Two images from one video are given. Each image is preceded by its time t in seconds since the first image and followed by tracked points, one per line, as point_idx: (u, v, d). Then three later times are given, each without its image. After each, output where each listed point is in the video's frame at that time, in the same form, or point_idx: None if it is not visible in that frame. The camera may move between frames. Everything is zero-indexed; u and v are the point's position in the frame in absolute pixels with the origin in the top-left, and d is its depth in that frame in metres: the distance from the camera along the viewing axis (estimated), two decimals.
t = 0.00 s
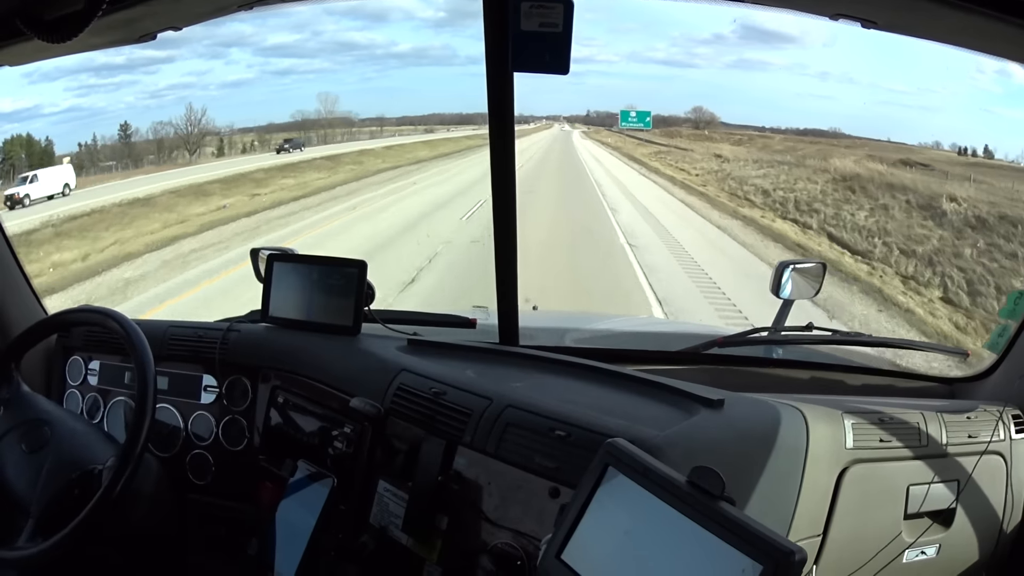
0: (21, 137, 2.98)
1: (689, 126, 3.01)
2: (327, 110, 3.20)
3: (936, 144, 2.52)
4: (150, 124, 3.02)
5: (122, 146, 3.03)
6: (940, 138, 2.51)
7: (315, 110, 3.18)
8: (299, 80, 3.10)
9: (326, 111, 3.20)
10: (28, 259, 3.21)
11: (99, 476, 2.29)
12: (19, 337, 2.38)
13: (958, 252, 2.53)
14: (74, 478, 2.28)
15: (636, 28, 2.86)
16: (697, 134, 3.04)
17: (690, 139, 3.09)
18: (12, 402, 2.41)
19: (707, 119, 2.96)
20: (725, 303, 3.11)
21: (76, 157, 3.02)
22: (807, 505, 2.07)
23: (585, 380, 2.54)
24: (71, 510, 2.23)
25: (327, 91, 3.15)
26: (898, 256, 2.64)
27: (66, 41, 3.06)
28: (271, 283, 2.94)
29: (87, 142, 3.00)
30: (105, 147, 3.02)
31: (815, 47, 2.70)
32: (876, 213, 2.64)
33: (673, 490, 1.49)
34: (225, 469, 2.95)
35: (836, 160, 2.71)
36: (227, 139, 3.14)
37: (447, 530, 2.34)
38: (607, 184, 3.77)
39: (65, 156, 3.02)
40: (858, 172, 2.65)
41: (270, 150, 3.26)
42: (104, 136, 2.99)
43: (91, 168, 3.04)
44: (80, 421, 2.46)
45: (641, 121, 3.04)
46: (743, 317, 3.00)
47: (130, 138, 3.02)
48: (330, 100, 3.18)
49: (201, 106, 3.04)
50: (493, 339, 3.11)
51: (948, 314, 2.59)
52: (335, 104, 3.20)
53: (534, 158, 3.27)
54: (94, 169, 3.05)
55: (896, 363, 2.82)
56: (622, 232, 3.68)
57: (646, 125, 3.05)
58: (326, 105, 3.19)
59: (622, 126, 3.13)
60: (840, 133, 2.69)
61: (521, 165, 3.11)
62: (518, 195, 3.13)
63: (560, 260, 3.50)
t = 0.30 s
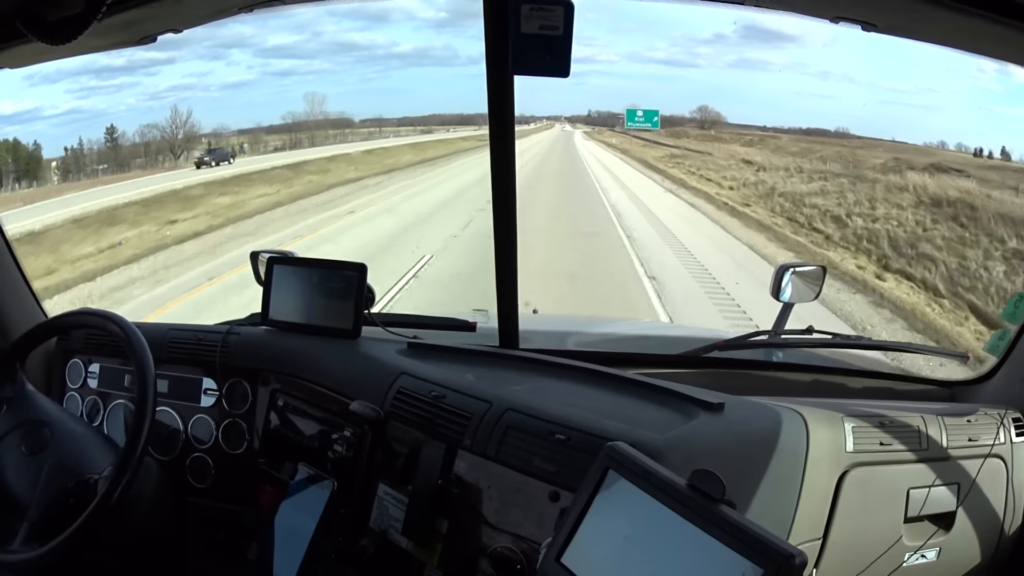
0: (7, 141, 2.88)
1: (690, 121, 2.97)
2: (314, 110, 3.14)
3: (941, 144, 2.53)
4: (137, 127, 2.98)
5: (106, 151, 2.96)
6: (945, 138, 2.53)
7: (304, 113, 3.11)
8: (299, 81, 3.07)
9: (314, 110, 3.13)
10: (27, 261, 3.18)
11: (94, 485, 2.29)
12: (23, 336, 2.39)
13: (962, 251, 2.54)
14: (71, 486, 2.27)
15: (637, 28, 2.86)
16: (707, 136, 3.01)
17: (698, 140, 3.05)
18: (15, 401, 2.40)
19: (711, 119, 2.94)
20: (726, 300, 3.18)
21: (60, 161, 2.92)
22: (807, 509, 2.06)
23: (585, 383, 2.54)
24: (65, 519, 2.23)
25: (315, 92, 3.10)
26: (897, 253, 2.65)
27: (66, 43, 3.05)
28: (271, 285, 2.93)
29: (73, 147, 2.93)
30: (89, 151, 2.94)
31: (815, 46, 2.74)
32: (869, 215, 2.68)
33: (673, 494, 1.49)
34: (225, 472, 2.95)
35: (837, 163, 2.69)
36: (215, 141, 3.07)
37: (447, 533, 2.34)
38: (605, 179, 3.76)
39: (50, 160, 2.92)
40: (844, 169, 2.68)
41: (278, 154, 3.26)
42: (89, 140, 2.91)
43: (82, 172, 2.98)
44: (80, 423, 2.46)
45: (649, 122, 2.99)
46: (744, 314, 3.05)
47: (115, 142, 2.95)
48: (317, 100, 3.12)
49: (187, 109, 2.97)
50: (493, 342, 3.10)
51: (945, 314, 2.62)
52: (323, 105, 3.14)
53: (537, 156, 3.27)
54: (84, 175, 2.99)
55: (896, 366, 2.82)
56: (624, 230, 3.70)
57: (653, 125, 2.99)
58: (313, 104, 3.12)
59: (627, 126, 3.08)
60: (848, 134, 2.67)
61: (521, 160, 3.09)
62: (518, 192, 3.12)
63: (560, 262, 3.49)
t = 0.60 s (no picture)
0: None
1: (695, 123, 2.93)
2: (298, 109, 3.12)
3: (944, 146, 2.54)
4: (121, 126, 2.99)
5: (91, 152, 2.99)
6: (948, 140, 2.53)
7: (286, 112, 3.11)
8: (300, 80, 3.07)
9: (297, 112, 3.12)
10: (28, 260, 3.24)
11: (89, 491, 2.26)
12: (23, 335, 2.39)
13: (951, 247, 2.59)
14: (65, 489, 2.26)
15: (637, 28, 2.85)
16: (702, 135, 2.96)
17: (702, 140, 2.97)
18: (19, 395, 2.41)
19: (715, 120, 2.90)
20: (726, 298, 3.13)
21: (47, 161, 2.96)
22: (807, 507, 2.06)
23: (585, 381, 2.54)
24: (60, 520, 2.23)
25: (299, 91, 3.08)
26: (898, 254, 2.65)
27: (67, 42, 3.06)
28: (271, 284, 2.93)
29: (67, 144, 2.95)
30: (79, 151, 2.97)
31: (816, 48, 2.71)
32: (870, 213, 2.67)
33: (672, 492, 1.48)
34: (225, 471, 2.95)
35: (839, 161, 2.70)
36: (200, 141, 3.09)
37: (446, 532, 2.34)
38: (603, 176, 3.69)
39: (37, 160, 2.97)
40: (864, 175, 2.66)
41: (274, 153, 3.24)
42: (74, 139, 2.94)
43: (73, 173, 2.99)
44: (79, 421, 2.45)
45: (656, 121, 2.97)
46: (744, 313, 3.03)
47: (99, 142, 2.98)
48: (302, 98, 3.10)
49: (170, 107, 3.00)
50: (494, 341, 3.12)
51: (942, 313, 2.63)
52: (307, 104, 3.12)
53: (538, 157, 3.29)
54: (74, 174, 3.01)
55: (896, 365, 2.82)
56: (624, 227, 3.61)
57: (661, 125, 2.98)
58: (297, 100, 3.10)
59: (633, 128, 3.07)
60: (855, 135, 2.67)
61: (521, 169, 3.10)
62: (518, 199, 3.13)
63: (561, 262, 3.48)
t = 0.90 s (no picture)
0: None
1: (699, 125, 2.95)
2: (280, 109, 3.08)
3: (948, 147, 2.54)
4: (106, 129, 2.94)
5: (76, 155, 2.93)
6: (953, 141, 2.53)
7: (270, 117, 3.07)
8: (299, 80, 3.05)
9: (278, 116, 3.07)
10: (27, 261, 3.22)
11: (95, 484, 2.29)
12: (22, 336, 2.38)
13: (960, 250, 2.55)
14: (70, 484, 2.28)
15: (638, 28, 2.85)
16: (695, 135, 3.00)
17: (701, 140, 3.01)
18: (15, 400, 2.40)
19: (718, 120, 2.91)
20: (727, 296, 3.16)
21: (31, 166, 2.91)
22: (807, 507, 2.06)
23: (585, 381, 2.54)
24: (65, 517, 2.24)
25: (281, 90, 3.04)
26: (903, 253, 2.65)
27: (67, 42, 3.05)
28: (271, 284, 2.93)
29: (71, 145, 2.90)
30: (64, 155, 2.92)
31: (815, 47, 2.72)
32: (869, 211, 2.68)
33: (672, 492, 1.48)
34: (225, 471, 2.95)
35: (843, 161, 2.71)
36: (185, 144, 3.06)
37: (446, 532, 2.34)
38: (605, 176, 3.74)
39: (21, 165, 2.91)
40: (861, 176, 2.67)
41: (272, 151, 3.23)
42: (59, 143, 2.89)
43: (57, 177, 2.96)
44: (80, 424, 2.46)
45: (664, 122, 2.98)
46: (744, 309, 3.07)
47: (83, 145, 2.92)
48: (285, 96, 3.06)
49: (153, 109, 2.96)
50: (493, 341, 3.12)
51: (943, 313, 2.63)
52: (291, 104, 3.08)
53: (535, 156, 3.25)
54: (61, 178, 2.98)
55: (897, 365, 2.82)
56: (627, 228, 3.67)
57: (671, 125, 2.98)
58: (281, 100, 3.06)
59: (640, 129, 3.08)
60: (863, 136, 2.67)
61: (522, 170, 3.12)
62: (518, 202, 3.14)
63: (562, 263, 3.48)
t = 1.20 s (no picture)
0: None
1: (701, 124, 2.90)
2: (262, 109, 3.04)
3: (954, 147, 2.52)
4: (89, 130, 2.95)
5: (59, 157, 2.95)
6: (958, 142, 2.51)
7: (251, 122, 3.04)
8: (300, 80, 3.05)
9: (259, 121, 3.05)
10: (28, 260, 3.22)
11: (89, 490, 2.27)
12: (22, 334, 2.39)
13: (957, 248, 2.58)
14: (64, 489, 2.27)
15: (638, 28, 2.85)
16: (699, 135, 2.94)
17: (702, 142, 2.95)
18: (20, 394, 2.41)
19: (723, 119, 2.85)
20: (727, 298, 3.14)
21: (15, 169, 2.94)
22: (807, 506, 2.06)
23: (585, 381, 2.54)
24: (59, 520, 2.23)
25: (261, 88, 3.01)
26: (902, 253, 2.66)
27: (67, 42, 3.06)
28: (271, 283, 2.93)
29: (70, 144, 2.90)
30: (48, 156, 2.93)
31: (816, 47, 2.73)
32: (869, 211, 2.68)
33: (672, 491, 1.49)
34: (225, 470, 2.95)
35: (848, 159, 2.68)
36: (169, 145, 3.02)
37: (447, 531, 2.34)
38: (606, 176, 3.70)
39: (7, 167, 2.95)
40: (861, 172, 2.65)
41: (272, 151, 3.21)
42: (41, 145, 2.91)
43: (41, 181, 2.99)
44: (81, 420, 2.45)
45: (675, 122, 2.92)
46: (744, 309, 3.07)
47: (66, 147, 2.94)
48: (266, 96, 3.03)
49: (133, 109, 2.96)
50: (493, 340, 3.12)
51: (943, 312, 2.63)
52: (272, 101, 3.05)
53: (537, 154, 3.25)
54: (46, 181, 3.00)
55: (897, 364, 2.82)
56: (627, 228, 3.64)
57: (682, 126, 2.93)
58: (262, 97, 3.02)
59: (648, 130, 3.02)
60: (872, 137, 2.65)
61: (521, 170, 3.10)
62: (518, 199, 3.14)
63: (562, 263, 3.48)
